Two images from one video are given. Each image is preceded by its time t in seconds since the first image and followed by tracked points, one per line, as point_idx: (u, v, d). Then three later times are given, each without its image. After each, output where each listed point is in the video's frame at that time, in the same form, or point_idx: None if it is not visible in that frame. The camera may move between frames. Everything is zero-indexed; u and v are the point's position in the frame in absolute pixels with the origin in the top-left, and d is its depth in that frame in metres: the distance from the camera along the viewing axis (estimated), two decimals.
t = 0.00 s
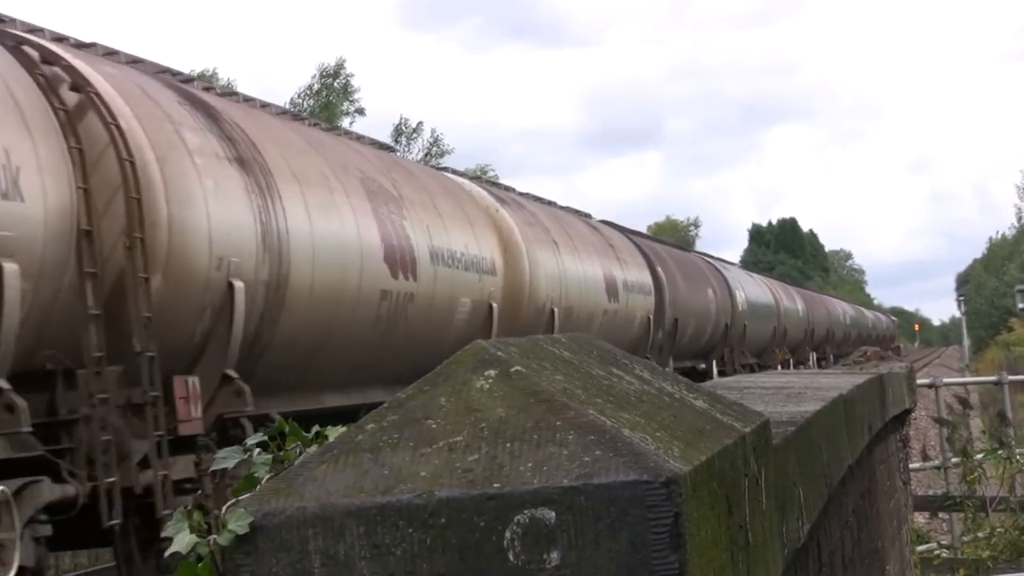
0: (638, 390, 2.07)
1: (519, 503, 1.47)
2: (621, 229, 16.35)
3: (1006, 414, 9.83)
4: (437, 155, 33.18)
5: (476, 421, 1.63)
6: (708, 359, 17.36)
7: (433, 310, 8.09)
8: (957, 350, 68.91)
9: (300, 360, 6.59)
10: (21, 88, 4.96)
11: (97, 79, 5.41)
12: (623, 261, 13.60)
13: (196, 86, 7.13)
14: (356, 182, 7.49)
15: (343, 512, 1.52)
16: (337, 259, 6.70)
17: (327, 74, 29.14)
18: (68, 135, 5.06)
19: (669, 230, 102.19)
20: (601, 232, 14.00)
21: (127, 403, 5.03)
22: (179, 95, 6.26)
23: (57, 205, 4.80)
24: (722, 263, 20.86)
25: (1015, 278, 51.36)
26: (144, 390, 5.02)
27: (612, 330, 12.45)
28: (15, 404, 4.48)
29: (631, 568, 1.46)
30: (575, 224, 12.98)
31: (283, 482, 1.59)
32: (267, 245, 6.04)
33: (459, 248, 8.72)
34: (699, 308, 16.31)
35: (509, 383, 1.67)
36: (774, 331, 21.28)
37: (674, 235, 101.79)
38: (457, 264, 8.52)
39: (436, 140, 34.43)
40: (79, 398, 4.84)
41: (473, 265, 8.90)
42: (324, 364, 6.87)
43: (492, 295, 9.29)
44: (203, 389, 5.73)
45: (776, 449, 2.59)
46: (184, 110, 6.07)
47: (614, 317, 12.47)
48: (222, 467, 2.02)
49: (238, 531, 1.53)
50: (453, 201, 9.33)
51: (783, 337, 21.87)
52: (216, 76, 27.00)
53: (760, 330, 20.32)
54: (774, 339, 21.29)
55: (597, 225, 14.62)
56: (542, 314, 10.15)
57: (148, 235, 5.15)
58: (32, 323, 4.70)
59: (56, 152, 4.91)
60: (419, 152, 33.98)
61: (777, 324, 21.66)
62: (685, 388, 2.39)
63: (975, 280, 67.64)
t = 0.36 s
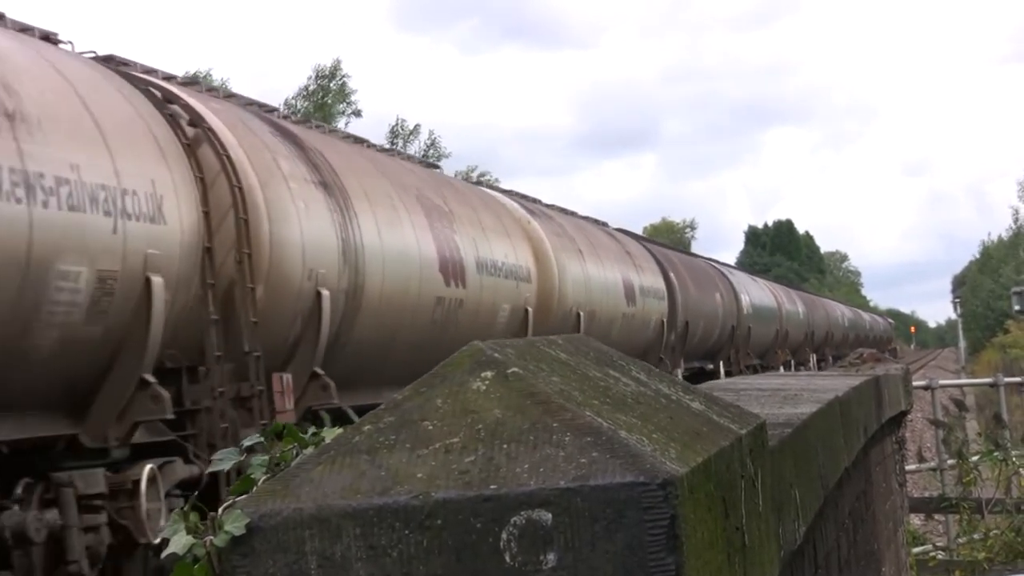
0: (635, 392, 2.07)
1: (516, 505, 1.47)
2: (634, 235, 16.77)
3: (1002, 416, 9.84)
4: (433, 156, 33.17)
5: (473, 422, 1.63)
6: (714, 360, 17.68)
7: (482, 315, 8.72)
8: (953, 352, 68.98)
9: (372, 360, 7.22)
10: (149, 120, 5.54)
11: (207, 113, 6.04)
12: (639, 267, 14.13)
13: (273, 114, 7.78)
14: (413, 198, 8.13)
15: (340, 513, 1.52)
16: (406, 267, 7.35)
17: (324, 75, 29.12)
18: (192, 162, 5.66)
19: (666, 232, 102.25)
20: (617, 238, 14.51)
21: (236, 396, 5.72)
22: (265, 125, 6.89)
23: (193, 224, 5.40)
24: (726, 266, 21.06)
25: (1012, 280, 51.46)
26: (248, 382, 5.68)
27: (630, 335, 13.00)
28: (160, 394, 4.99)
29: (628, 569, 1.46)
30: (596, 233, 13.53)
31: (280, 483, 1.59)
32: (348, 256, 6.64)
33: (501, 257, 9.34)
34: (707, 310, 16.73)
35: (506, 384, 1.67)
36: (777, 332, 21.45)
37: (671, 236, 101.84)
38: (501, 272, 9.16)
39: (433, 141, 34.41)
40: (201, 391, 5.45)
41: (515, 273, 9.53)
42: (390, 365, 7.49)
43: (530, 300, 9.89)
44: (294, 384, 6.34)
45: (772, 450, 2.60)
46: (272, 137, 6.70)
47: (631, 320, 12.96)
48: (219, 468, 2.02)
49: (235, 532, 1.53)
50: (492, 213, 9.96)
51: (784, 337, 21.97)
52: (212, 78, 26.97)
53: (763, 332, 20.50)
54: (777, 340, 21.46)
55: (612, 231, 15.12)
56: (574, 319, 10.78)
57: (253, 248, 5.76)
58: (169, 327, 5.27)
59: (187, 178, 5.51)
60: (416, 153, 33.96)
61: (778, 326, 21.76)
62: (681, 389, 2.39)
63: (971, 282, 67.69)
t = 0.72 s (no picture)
0: (632, 392, 2.07)
1: (513, 505, 1.47)
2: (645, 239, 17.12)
3: (1001, 417, 9.84)
4: (431, 156, 33.18)
5: (470, 422, 1.63)
6: (723, 361, 17.99)
7: (523, 319, 9.34)
8: (951, 353, 69.02)
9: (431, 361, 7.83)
10: (249, 148, 6.18)
11: (294, 140, 6.67)
12: (654, 271, 14.59)
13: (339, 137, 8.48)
14: (461, 210, 8.76)
15: (338, 514, 1.52)
16: (463, 275, 7.99)
17: (322, 75, 29.12)
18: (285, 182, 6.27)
19: (664, 232, 102.28)
20: (631, 244, 14.93)
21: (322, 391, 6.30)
22: (337, 149, 7.54)
23: (293, 238, 6.02)
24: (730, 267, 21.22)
25: (1010, 280, 51.49)
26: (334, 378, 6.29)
27: (648, 338, 13.56)
28: (267, 387, 5.62)
29: (625, 569, 1.46)
30: (616, 240, 14.07)
31: (278, 483, 1.59)
32: (411, 265, 7.20)
33: (538, 264, 9.97)
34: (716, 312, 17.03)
35: (504, 385, 1.67)
36: (781, 332, 21.59)
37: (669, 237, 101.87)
38: (539, 279, 9.79)
39: (431, 141, 34.40)
40: (295, 387, 6.07)
41: (550, 279, 10.21)
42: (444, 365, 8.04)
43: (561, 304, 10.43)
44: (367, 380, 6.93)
45: (770, 450, 2.61)
46: (343, 160, 7.34)
47: (648, 322, 13.46)
48: (216, 469, 2.02)
49: (233, 532, 1.53)
50: (527, 224, 10.59)
51: (787, 338, 22.04)
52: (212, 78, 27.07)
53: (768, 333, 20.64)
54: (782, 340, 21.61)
55: (626, 237, 15.55)
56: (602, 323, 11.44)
57: (335, 261, 6.30)
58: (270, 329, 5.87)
59: (286, 197, 6.14)
60: (414, 153, 33.95)
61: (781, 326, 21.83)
62: (679, 389, 2.40)
63: (969, 282, 67.78)
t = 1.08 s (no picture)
0: (627, 390, 2.08)
1: (506, 503, 1.47)
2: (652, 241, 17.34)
3: (995, 415, 9.86)
4: (426, 155, 33.16)
5: (464, 420, 1.63)
6: (727, 358, 18.10)
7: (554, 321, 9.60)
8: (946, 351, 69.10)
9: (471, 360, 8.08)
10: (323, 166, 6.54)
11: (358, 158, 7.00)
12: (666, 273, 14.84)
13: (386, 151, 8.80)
14: (499, 219, 9.09)
15: (331, 511, 1.52)
16: (502, 282, 8.31)
17: (316, 73, 29.10)
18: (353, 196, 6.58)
19: (660, 230, 102.32)
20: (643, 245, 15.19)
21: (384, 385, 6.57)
22: (393, 163, 7.88)
23: (361, 253, 6.34)
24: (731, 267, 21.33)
25: (1004, 278, 51.58)
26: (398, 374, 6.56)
27: (660, 338, 13.75)
28: (345, 379, 6.11)
29: (619, 567, 1.46)
30: (628, 243, 14.28)
31: (271, 481, 1.59)
32: (459, 270, 7.50)
33: (564, 268, 10.25)
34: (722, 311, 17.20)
35: (497, 383, 1.67)
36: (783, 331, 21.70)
37: (664, 235, 101.90)
38: (565, 282, 10.06)
39: (426, 140, 34.39)
40: (363, 379, 6.44)
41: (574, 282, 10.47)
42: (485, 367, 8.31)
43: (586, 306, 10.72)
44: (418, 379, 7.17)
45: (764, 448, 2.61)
46: (399, 173, 7.67)
47: (661, 322, 13.64)
48: (209, 467, 2.02)
49: (226, 530, 1.53)
50: (553, 229, 10.88)
51: (786, 336, 22.11)
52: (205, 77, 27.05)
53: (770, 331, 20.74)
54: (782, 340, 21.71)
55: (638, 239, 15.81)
56: (621, 323, 11.68)
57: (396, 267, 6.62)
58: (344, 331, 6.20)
59: (354, 213, 6.44)
60: (408, 152, 33.93)
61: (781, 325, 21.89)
62: (673, 387, 2.40)
63: (964, 280, 67.88)
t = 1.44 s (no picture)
0: (623, 388, 2.08)
1: (502, 502, 1.47)
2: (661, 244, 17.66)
3: (992, 413, 9.87)
4: (422, 154, 33.13)
5: (460, 419, 1.63)
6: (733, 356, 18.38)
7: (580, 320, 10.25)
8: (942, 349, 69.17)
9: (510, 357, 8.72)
10: (387, 182, 7.19)
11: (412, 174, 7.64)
12: (678, 275, 15.30)
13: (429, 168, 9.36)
14: (529, 227, 9.69)
15: (328, 510, 1.52)
16: (535, 284, 8.91)
17: (311, 71, 29.05)
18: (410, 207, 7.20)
19: (656, 229, 102.36)
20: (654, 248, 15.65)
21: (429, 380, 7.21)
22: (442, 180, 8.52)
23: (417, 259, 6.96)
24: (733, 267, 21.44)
25: (1001, 278, 51.65)
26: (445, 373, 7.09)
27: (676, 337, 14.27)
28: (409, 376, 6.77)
29: (616, 566, 1.46)
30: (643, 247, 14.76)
31: (267, 480, 1.59)
32: (501, 275, 8.12)
33: (589, 272, 10.83)
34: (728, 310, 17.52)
35: (493, 381, 1.67)
36: (784, 329, 21.79)
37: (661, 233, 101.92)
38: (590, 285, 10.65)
39: (422, 138, 34.35)
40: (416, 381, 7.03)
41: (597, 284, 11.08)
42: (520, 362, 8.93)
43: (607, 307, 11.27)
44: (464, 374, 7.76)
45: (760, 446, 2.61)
46: (442, 186, 8.27)
47: (676, 321, 14.14)
48: (206, 466, 2.01)
49: (222, 529, 1.53)
50: (576, 235, 11.42)
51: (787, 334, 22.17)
52: (201, 75, 27.04)
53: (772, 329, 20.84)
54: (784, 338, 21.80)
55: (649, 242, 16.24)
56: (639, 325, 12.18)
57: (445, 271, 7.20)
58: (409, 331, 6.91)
59: (410, 224, 7.05)
60: (405, 151, 33.89)
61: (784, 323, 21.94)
62: (669, 385, 2.40)
63: (960, 279, 67.94)
